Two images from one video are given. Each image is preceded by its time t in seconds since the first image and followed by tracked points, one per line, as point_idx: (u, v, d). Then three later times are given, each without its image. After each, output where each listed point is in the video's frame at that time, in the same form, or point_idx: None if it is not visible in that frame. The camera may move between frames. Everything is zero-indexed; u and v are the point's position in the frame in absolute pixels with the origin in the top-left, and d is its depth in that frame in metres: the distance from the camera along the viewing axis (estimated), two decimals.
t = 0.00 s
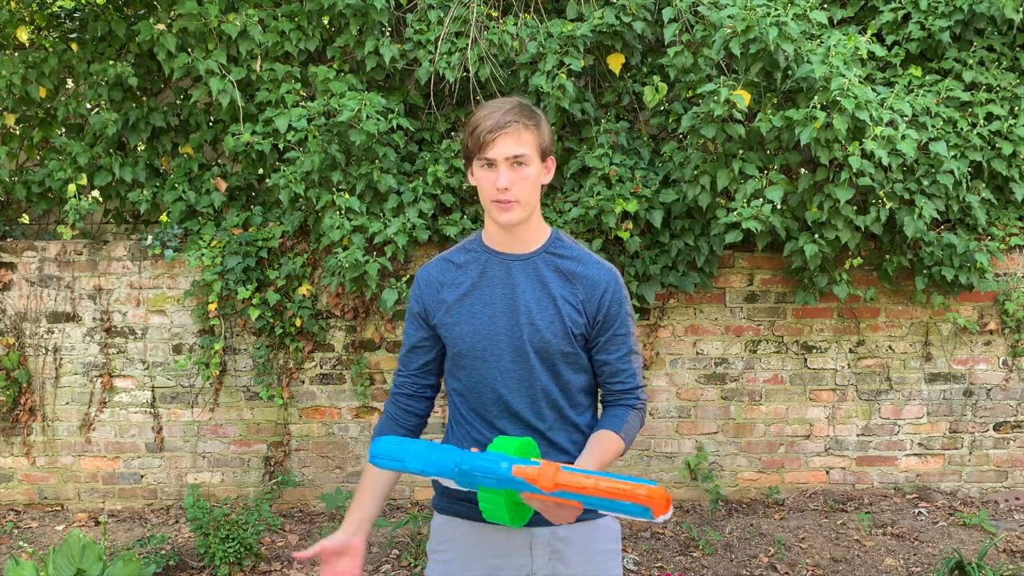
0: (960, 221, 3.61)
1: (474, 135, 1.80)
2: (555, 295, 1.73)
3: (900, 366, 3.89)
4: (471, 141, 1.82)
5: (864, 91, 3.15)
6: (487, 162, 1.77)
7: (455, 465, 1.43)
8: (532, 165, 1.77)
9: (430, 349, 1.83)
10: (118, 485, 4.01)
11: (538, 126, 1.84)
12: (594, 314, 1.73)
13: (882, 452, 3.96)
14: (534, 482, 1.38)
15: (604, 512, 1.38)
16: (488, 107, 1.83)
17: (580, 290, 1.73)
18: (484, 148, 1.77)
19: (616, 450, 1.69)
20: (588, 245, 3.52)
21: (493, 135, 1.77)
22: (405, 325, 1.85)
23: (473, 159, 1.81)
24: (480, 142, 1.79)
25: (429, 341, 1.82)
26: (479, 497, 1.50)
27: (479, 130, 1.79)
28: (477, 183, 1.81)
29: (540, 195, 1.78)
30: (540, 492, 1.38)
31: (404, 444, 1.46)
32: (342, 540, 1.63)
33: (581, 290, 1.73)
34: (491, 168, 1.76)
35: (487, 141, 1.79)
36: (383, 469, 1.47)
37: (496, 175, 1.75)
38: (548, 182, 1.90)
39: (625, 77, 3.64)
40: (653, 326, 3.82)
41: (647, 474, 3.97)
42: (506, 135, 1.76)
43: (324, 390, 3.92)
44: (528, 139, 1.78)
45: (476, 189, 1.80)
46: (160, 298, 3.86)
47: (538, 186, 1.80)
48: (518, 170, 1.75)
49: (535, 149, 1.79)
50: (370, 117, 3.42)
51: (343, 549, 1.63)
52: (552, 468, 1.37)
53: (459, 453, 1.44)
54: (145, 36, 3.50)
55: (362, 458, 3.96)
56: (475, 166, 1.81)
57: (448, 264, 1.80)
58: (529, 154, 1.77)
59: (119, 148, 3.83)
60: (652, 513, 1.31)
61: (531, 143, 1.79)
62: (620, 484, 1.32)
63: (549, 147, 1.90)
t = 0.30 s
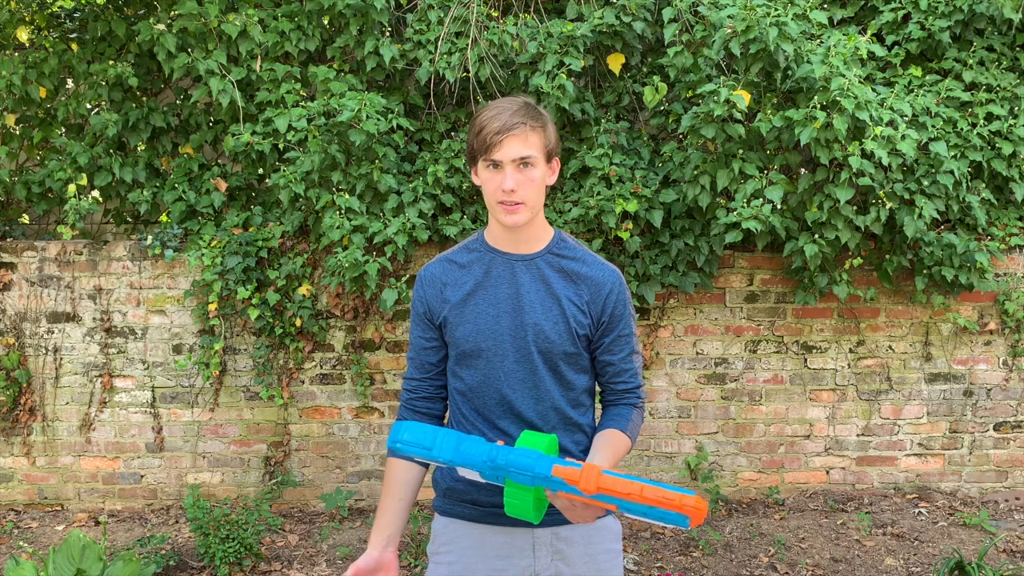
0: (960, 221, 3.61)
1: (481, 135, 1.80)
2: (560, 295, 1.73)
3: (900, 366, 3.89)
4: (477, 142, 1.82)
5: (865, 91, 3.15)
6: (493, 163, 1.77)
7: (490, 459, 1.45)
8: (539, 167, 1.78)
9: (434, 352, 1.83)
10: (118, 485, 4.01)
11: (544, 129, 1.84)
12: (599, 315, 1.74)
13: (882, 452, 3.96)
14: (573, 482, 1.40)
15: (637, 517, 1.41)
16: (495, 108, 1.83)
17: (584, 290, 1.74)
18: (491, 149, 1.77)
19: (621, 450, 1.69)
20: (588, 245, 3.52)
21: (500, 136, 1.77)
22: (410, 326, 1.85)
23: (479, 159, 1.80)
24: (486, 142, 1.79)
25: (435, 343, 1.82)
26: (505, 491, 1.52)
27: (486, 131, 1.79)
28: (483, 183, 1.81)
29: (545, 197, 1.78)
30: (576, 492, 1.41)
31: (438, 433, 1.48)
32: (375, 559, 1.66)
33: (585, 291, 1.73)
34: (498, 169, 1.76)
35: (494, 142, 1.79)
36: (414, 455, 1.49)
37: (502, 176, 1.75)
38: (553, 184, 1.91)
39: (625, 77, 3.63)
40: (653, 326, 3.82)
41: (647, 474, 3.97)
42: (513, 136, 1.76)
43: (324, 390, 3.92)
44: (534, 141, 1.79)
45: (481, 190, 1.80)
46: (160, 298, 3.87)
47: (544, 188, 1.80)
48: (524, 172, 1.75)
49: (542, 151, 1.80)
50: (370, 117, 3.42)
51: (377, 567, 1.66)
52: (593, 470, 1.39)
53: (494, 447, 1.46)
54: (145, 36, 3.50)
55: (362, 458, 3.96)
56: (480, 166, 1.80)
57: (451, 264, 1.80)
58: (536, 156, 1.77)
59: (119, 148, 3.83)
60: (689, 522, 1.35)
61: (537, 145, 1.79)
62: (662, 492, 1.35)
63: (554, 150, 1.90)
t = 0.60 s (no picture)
0: (960, 221, 3.61)
1: (485, 133, 1.80)
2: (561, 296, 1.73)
3: (900, 366, 3.89)
4: (480, 139, 1.82)
5: (865, 91, 3.15)
6: (496, 161, 1.77)
7: (505, 458, 1.45)
8: (542, 166, 1.78)
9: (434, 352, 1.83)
10: (118, 485, 4.01)
11: (548, 127, 1.85)
12: (601, 315, 1.74)
13: (882, 452, 3.96)
14: (590, 481, 1.40)
15: (653, 515, 1.42)
16: (498, 106, 1.83)
17: (586, 291, 1.74)
18: (494, 146, 1.77)
19: (627, 450, 1.70)
20: (588, 245, 3.52)
21: (504, 134, 1.77)
22: (410, 327, 1.85)
23: (483, 157, 1.80)
24: (490, 140, 1.79)
25: (434, 343, 1.82)
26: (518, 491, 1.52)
27: (490, 128, 1.79)
28: (485, 182, 1.81)
29: (548, 196, 1.78)
30: (594, 491, 1.42)
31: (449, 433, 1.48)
32: (360, 543, 1.61)
33: (587, 291, 1.74)
34: (501, 168, 1.77)
35: (498, 140, 1.79)
36: (427, 455, 1.48)
37: (506, 175, 1.75)
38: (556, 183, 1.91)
39: (625, 77, 3.63)
40: (653, 326, 3.82)
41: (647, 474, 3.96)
42: (517, 133, 1.76)
43: (324, 390, 3.91)
44: (538, 139, 1.79)
45: (483, 188, 1.80)
46: (160, 298, 3.87)
47: (546, 187, 1.80)
48: (528, 170, 1.75)
49: (545, 150, 1.80)
50: (370, 117, 3.42)
51: (363, 552, 1.60)
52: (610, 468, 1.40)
53: (509, 446, 1.47)
54: (145, 36, 3.50)
55: (362, 458, 3.96)
56: (483, 163, 1.80)
57: (452, 264, 1.80)
58: (539, 154, 1.77)
59: (119, 148, 3.83)
60: (706, 519, 1.37)
61: (541, 143, 1.79)
62: (680, 490, 1.37)
63: (557, 148, 1.90)
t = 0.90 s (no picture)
0: (960, 221, 3.61)
1: (486, 129, 1.81)
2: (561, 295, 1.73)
3: (900, 366, 3.89)
4: (481, 136, 1.83)
5: (865, 91, 3.15)
6: (497, 157, 1.78)
7: (504, 455, 1.45)
8: (543, 163, 1.79)
9: (429, 347, 1.84)
10: (118, 485, 4.01)
11: (548, 125, 1.86)
12: (601, 315, 1.74)
13: (882, 452, 3.96)
14: (588, 478, 1.41)
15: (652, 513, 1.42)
16: (500, 103, 1.84)
17: (586, 291, 1.74)
18: (496, 142, 1.78)
19: (628, 449, 1.70)
20: (588, 245, 3.52)
21: (505, 130, 1.78)
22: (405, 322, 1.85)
23: (483, 153, 1.81)
24: (491, 136, 1.80)
25: (429, 338, 1.83)
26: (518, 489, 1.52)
27: (491, 124, 1.80)
28: (486, 179, 1.81)
29: (547, 194, 1.78)
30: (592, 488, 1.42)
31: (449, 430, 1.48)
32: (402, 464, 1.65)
33: (587, 291, 1.74)
34: (502, 164, 1.77)
35: (499, 136, 1.80)
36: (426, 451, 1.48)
37: (507, 171, 1.75)
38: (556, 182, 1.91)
39: (625, 77, 3.63)
40: (653, 326, 3.82)
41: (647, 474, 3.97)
42: (518, 129, 1.77)
43: (324, 390, 3.91)
44: (539, 136, 1.80)
45: (484, 185, 1.81)
46: (160, 298, 3.87)
47: (547, 185, 1.81)
48: (528, 167, 1.76)
49: (546, 147, 1.81)
50: (370, 117, 3.42)
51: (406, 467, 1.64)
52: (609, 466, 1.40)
53: (508, 442, 1.46)
54: (145, 36, 3.50)
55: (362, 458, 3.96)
56: (484, 160, 1.81)
57: (453, 263, 1.80)
58: (540, 151, 1.78)
59: (119, 148, 3.83)
60: (704, 517, 1.38)
61: (542, 140, 1.80)
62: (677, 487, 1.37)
63: (557, 146, 1.92)
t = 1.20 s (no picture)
0: (960, 221, 3.61)
1: (485, 127, 1.81)
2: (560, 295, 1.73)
3: (900, 366, 3.88)
4: (480, 134, 1.84)
5: (865, 91, 3.15)
6: (496, 155, 1.78)
7: (530, 420, 1.57)
8: (541, 160, 1.79)
9: (418, 338, 1.87)
10: (118, 485, 4.01)
11: (547, 124, 1.86)
12: (600, 314, 1.74)
13: (882, 452, 3.96)
14: (602, 451, 1.48)
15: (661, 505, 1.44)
16: (498, 102, 1.85)
17: (585, 291, 1.73)
18: (494, 140, 1.79)
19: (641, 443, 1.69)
20: (588, 245, 3.52)
21: (504, 128, 1.78)
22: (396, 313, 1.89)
23: (482, 151, 1.82)
24: (490, 134, 1.80)
25: (419, 332, 1.86)
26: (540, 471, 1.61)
27: (490, 121, 1.81)
28: (484, 177, 1.81)
29: (546, 193, 1.79)
30: (606, 465, 1.49)
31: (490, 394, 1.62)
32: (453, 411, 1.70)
33: (586, 291, 1.73)
34: (500, 162, 1.78)
35: (498, 133, 1.80)
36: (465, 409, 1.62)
37: (506, 168, 1.76)
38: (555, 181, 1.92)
39: (625, 77, 3.63)
40: (653, 326, 3.82)
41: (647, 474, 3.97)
42: (517, 126, 1.78)
43: (324, 390, 3.91)
44: (538, 134, 1.80)
45: (483, 183, 1.81)
46: (160, 298, 3.87)
47: (545, 183, 1.81)
48: (527, 164, 1.76)
49: (545, 145, 1.81)
50: (370, 117, 3.42)
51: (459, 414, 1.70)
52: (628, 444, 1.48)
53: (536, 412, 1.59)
54: (145, 36, 3.50)
55: (362, 458, 3.95)
56: (483, 157, 1.81)
57: (451, 262, 1.80)
58: (539, 149, 1.79)
59: (119, 148, 3.83)
60: (713, 513, 1.37)
61: (541, 137, 1.81)
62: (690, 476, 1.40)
63: (556, 146, 1.92)
